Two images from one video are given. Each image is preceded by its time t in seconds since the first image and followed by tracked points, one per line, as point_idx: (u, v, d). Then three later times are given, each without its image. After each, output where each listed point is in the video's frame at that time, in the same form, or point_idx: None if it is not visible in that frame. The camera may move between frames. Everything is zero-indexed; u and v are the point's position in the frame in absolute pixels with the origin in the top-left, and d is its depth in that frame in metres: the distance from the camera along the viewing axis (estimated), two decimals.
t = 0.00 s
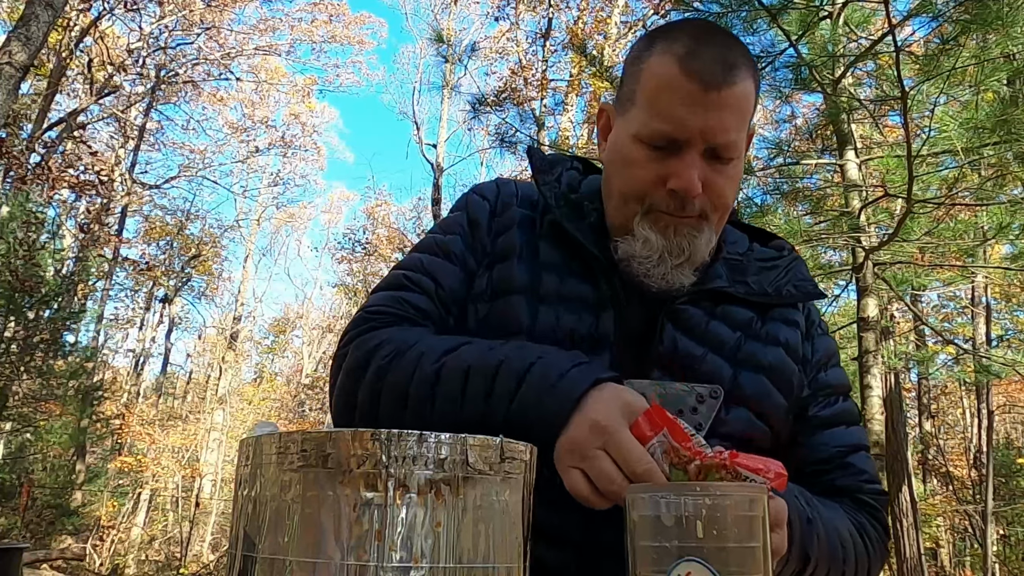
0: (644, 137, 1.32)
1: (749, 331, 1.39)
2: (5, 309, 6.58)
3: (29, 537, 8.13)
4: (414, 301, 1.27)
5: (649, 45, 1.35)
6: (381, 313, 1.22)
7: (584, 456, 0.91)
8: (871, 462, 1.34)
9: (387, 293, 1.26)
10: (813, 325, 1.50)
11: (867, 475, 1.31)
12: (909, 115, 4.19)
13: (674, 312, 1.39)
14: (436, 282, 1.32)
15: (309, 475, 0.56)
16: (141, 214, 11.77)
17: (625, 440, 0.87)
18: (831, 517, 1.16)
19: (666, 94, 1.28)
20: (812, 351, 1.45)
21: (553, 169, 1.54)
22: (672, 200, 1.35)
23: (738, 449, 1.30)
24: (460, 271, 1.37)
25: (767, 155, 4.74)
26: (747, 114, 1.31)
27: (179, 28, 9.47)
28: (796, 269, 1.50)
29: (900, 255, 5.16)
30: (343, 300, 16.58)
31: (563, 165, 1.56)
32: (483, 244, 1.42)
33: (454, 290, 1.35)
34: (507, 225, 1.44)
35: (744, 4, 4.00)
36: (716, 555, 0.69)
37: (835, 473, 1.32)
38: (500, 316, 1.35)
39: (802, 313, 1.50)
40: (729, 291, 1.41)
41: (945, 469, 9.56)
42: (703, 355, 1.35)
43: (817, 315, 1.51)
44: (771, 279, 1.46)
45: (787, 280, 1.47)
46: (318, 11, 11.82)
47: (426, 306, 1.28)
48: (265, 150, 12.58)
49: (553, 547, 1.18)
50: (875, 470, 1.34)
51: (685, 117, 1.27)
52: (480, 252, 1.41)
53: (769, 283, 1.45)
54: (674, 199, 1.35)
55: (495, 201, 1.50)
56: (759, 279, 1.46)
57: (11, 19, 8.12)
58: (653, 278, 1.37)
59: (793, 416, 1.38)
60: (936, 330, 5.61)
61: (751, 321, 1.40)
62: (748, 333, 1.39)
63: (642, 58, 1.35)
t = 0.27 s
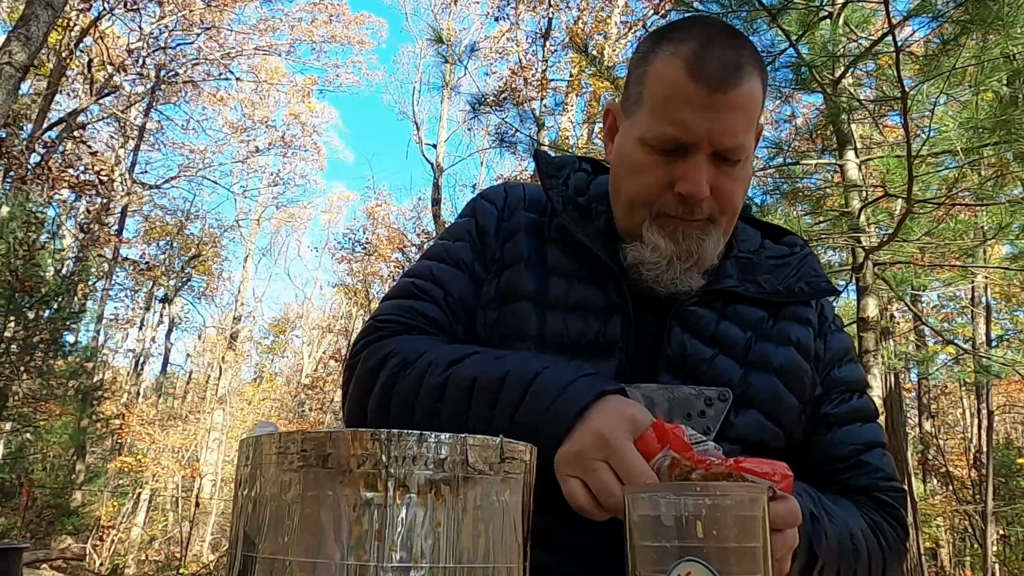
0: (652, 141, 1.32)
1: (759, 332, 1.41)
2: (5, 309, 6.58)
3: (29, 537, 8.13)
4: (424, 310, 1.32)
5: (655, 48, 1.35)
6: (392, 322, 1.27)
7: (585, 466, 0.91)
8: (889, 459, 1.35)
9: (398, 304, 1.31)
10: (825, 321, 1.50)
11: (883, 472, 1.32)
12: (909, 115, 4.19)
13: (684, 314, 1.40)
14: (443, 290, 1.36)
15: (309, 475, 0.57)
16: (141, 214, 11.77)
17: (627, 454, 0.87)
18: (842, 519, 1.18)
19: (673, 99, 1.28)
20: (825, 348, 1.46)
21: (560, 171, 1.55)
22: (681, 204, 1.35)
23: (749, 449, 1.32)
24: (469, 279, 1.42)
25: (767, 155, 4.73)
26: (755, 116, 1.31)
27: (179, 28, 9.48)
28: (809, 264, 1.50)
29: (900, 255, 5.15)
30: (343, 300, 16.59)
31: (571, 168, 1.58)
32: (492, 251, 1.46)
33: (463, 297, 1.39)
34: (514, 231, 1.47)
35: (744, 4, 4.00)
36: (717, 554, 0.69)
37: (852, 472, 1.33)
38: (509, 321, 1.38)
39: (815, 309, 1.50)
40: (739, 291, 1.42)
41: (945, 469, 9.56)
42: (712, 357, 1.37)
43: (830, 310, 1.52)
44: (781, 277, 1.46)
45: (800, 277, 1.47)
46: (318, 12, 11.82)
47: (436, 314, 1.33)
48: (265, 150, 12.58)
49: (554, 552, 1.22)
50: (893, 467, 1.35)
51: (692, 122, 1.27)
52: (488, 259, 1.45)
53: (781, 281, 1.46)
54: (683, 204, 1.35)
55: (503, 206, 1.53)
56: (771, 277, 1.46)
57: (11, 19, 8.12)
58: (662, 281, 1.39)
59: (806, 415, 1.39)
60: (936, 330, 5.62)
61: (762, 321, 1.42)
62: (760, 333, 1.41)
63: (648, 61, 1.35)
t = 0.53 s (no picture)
0: (651, 142, 1.31)
1: (770, 330, 1.42)
2: (5, 309, 6.58)
3: (30, 537, 8.14)
4: (435, 313, 1.33)
5: (652, 50, 1.35)
6: (403, 325, 1.29)
7: (604, 468, 0.92)
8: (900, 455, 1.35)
9: (408, 307, 1.32)
10: (836, 318, 1.50)
11: (893, 470, 1.31)
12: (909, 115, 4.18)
13: (693, 314, 1.41)
14: (455, 294, 1.38)
15: (309, 475, 0.57)
16: (141, 214, 11.77)
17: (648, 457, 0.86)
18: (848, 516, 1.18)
19: (671, 99, 1.28)
20: (835, 344, 1.47)
21: (567, 174, 1.56)
22: (683, 206, 1.34)
23: (762, 450, 1.33)
24: (480, 283, 1.43)
25: (766, 155, 4.72)
26: (754, 115, 1.30)
27: (179, 28, 9.48)
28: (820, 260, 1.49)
29: (900, 255, 5.15)
30: (343, 300, 16.59)
31: (579, 169, 1.58)
32: (502, 254, 1.47)
33: (474, 301, 1.40)
34: (523, 234, 1.48)
35: (743, 4, 4.00)
36: (716, 554, 0.69)
37: (862, 470, 1.32)
38: (519, 325, 1.40)
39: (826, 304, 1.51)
40: (747, 290, 1.43)
41: (945, 469, 9.56)
42: (723, 357, 1.38)
43: (841, 305, 1.52)
44: (791, 275, 1.46)
45: (810, 274, 1.47)
46: (318, 11, 11.82)
47: (447, 318, 1.34)
48: (265, 150, 12.59)
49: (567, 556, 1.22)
50: (905, 464, 1.34)
51: (690, 122, 1.27)
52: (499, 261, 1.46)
53: (791, 278, 1.46)
54: (685, 205, 1.34)
55: (512, 209, 1.54)
56: (780, 275, 1.46)
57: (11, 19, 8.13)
58: (665, 284, 1.38)
59: (818, 413, 1.40)
60: (936, 330, 5.62)
61: (772, 320, 1.43)
62: (770, 331, 1.42)
63: (646, 63, 1.35)
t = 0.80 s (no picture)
0: (646, 143, 1.32)
1: (778, 329, 1.42)
2: (5, 309, 6.59)
3: (29, 537, 8.14)
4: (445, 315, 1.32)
5: (645, 52, 1.37)
6: (411, 327, 1.28)
7: (608, 460, 0.93)
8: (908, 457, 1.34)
9: (418, 310, 1.31)
10: (845, 317, 1.50)
11: (901, 473, 1.31)
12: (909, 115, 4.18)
13: (700, 314, 1.42)
14: (463, 296, 1.38)
15: (309, 475, 0.57)
16: (141, 214, 11.76)
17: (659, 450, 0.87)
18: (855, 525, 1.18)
19: (663, 99, 1.29)
20: (844, 342, 1.47)
21: (575, 175, 1.58)
22: (681, 204, 1.35)
23: (772, 452, 1.33)
24: (488, 285, 1.43)
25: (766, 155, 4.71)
26: (749, 111, 1.31)
27: (179, 28, 9.49)
28: (829, 258, 1.50)
29: (900, 255, 5.15)
30: (342, 300, 16.58)
31: (586, 172, 1.60)
32: (509, 256, 1.48)
33: (482, 303, 1.40)
34: (530, 237, 1.49)
35: (743, 4, 4.00)
36: (716, 553, 0.68)
37: (869, 471, 1.32)
38: (528, 327, 1.40)
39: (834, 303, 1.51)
40: (754, 289, 1.44)
41: (945, 469, 9.56)
42: (731, 357, 1.38)
43: (850, 304, 1.52)
44: (798, 273, 1.47)
45: (818, 272, 1.48)
46: (318, 12, 11.82)
47: (456, 320, 1.33)
48: (265, 150, 12.59)
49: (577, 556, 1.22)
50: (912, 467, 1.33)
51: (683, 120, 1.28)
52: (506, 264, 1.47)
53: (797, 277, 1.46)
54: (683, 204, 1.34)
55: (519, 211, 1.55)
56: (787, 273, 1.47)
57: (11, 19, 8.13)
58: (669, 285, 1.39)
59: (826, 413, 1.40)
60: (936, 330, 5.61)
61: (779, 318, 1.43)
62: (778, 330, 1.42)
63: (639, 66, 1.37)
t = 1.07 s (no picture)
0: (646, 148, 1.32)
1: (780, 331, 1.42)
2: (4, 309, 6.59)
3: (29, 536, 8.13)
4: (444, 315, 1.33)
5: (644, 55, 1.37)
6: (412, 327, 1.29)
7: (583, 452, 0.92)
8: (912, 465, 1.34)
9: (419, 310, 1.32)
10: (850, 320, 1.50)
11: (904, 479, 1.31)
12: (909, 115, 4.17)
13: (701, 315, 1.42)
14: (464, 296, 1.39)
15: (309, 475, 0.57)
16: (141, 214, 11.76)
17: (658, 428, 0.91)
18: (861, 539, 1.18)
19: (662, 103, 1.29)
20: (848, 345, 1.46)
21: (578, 175, 1.59)
22: (682, 208, 1.35)
23: (772, 453, 1.33)
24: (489, 285, 1.44)
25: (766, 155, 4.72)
26: (749, 114, 1.31)
27: (179, 28, 9.50)
28: (834, 262, 1.50)
29: (901, 255, 5.14)
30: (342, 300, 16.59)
31: (591, 172, 1.60)
32: (511, 256, 1.48)
33: (483, 304, 1.41)
34: (532, 237, 1.49)
35: (744, 4, 4.00)
36: (716, 553, 0.69)
37: (872, 477, 1.33)
38: (528, 327, 1.40)
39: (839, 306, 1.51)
40: (757, 290, 1.44)
41: (945, 469, 9.55)
42: (731, 357, 1.38)
43: (855, 308, 1.52)
44: (802, 275, 1.47)
45: (822, 275, 1.47)
46: (318, 12, 11.81)
47: (457, 320, 1.34)
48: (265, 150, 12.58)
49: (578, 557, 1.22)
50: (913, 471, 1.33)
51: (681, 125, 1.28)
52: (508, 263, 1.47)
53: (801, 279, 1.46)
54: (683, 208, 1.35)
55: (522, 211, 1.55)
56: (791, 275, 1.47)
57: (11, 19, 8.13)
58: (670, 287, 1.40)
59: (829, 416, 1.40)
60: (936, 330, 5.61)
61: (782, 320, 1.43)
62: (780, 332, 1.42)
63: (638, 69, 1.37)
